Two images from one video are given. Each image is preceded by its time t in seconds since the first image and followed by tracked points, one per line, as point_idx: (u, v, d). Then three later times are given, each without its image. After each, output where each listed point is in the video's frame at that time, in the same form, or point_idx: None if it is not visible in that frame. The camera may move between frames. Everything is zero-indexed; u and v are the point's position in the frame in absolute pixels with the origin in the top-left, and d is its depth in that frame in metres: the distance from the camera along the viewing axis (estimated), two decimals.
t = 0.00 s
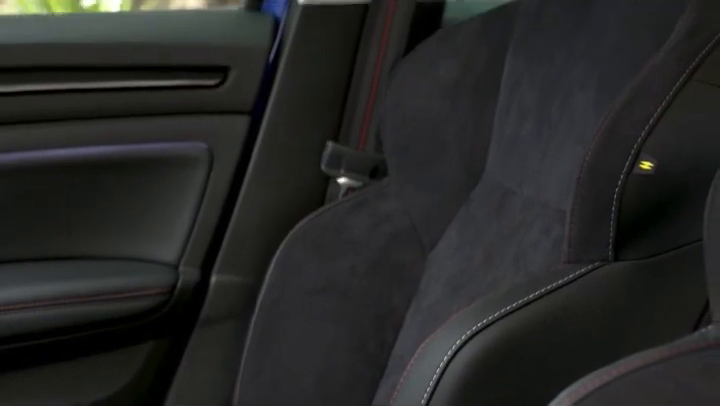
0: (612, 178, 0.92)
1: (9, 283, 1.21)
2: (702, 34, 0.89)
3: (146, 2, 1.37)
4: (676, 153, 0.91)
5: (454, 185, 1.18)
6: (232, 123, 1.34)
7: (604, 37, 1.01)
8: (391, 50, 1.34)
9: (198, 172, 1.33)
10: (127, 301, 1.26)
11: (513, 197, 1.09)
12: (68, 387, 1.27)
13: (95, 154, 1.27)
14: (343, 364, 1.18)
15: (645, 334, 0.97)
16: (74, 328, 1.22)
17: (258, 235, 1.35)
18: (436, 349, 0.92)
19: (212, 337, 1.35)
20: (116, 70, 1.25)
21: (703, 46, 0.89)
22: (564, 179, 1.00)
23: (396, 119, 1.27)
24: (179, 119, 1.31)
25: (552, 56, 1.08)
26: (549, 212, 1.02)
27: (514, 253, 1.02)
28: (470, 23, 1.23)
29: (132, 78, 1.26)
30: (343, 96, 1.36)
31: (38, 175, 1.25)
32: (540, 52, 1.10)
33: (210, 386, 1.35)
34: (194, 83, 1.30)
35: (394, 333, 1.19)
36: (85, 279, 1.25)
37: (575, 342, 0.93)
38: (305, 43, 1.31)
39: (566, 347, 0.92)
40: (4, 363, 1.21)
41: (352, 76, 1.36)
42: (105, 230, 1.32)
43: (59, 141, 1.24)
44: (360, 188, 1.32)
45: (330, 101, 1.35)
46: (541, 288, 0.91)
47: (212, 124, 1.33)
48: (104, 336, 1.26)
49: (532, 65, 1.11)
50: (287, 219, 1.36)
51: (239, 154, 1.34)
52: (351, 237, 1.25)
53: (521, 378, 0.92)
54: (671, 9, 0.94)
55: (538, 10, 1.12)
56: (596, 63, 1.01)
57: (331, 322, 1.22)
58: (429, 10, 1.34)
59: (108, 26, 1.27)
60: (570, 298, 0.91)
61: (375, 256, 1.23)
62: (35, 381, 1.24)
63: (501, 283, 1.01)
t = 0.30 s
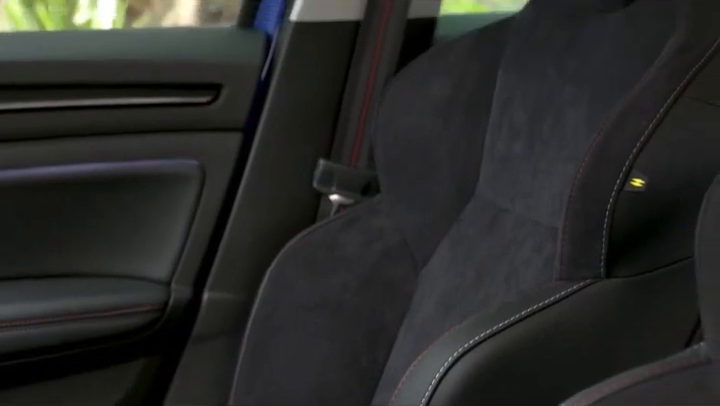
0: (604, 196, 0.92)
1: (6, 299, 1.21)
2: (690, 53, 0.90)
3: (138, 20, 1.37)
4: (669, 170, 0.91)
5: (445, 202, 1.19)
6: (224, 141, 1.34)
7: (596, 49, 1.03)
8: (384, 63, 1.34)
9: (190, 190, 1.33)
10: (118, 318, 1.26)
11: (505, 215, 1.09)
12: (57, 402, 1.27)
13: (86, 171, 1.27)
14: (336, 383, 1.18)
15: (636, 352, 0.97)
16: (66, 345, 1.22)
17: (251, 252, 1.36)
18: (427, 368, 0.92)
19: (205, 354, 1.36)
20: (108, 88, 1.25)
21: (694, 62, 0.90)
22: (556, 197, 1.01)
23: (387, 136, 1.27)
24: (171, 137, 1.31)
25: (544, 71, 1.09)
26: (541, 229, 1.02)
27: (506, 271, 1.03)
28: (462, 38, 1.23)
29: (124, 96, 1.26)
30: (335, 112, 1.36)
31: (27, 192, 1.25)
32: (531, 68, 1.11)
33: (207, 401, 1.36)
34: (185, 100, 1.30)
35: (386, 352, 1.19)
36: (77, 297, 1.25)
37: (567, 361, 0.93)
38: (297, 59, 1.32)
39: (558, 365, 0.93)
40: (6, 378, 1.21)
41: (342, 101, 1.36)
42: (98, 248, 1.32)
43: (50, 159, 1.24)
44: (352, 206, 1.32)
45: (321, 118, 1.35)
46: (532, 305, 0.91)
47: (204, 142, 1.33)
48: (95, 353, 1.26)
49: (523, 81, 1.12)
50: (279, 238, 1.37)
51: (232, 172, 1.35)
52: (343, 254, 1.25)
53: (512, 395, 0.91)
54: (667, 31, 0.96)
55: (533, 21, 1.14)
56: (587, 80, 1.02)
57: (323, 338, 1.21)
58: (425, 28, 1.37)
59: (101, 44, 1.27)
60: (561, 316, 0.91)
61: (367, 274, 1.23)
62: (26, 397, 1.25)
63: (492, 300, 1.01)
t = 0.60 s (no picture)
0: (596, 214, 0.92)
1: None
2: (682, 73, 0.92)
3: (130, 38, 1.38)
4: (659, 188, 0.92)
5: (437, 220, 1.19)
6: (216, 159, 1.34)
7: (587, 66, 1.04)
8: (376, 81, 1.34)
9: (183, 208, 1.33)
10: (111, 337, 1.26)
11: (496, 232, 1.10)
12: None
13: (79, 190, 1.26)
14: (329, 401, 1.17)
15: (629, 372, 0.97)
16: (60, 364, 1.22)
17: (243, 269, 1.36)
18: (418, 388, 0.91)
19: (197, 372, 1.36)
20: (103, 106, 1.25)
21: (683, 82, 0.92)
22: (549, 214, 1.02)
23: (381, 155, 1.26)
24: (164, 156, 1.31)
25: (537, 90, 1.11)
26: (533, 248, 1.03)
27: (498, 289, 1.03)
28: (454, 58, 1.23)
29: (117, 114, 1.26)
30: (327, 130, 1.36)
31: (18, 211, 1.24)
32: (522, 85, 1.13)
33: None
34: (179, 119, 1.30)
35: (379, 368, 1.20)
36: (71, 315, 1.24)
37: (559, 379, 0.93)
38: (290, 78, 1.32)
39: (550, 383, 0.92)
40: None
41: (334, 117, 1.36)
42: (91, 266, 1.31)
43: (43, 177, 1.23)
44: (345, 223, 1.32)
45: (315, 137, 1.36)
46: (524, 324, 0.91)
47: (195, 160, 1.33)
48: (88, 371, 1.26)
49: (513, 97, 1.13)
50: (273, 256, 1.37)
51: (224, 190, 1.35)
52: (335, 272, 1.25)
53: None
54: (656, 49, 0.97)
55: (525, 41, 1.15)
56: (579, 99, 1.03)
57: (315, 356, 1.21)
58: (418, 46, 1.37)
59: (93, 63, 1.27)
60: (553, 334, 0.91)
61: (359, 292, 1.23)
62: None
63: (484, 319, 1.02)
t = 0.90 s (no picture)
0: (590, 229, 0.92)
1: None
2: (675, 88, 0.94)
3: (125, 54, 1.39)
4: (654, 202, 0.92)
5: (431, 234, 1.19)
6: (212, 175, 1.34)
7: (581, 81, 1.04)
8: (370, 96, 1.34)
9: (177, 223, 1.33)
10: (106, 352, 1.26)
11: (491, 248, 1.10)
12: None
13: (73, 205, 1.26)
14: None
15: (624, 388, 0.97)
16: (55, 379, 1.22)
17: (237, 285, 1.36)
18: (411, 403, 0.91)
19: (190, 388, 1.35)
20: (98, 121, 1.25)
21: (675, 97, 0.93)
22: (542, 229, 1.02)
23: (376, 170, 1.26)
24: (160, 171, 1.31)
25: (530, 105, 1.11)
26: (528, 262, 1.03)
27: (493, 303, 1.04)
28: (447, 74, 1.24)
29: (113, 129, 1.26)
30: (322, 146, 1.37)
31: (12, 226, 1.24)
32: (516, 99, 1.13)
33: None
34: (174, 134, 1.30)
35: (374, 382, 1.19)
36: (66, 330, 1.24)
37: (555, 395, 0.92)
38: (284, 92, 1.32)
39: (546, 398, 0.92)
40: None
41: (329, 132, 1.36)
42: (86, 281, 1.31)
43: (38, 192, 1.23)
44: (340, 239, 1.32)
45: (309, 152, 1.36)
46: (519, 339, 0.91)
47: (191, 175, 1.33)
48: (82, 386, 1.26)
49: (507, 112, 1.14)
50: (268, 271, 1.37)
51: (219, 205, 1.34)
52: (331, 287, 1.24)
53: None
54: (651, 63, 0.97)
55: (517, 57, 1.16)
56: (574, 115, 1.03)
57: (309, 370, 1.21)
58: (413, 61, 1.38)
59: (86, 79, 1.27)
60: (547, 349, 0.91)
61: (354, 307, 1.23)
62: None
63: (479, 332, 1.02)
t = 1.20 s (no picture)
0: (583, 244, 0.93)
1: None
2: (668, 103, 0.93)
3: (120, 70, 1.40)
4: (646, 220, 0.93)
5: (425, 251, 1.19)
6: (206, 191, 1.34)
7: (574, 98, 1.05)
8: (363, 114, 1.33)
9: (172, 239, 1.33)
10: (101, 368, 1.26)
11: (486, 264, 1.10)
12: None
13: (69, 221, 1.26)
14: None
15: None
16: (48, 396, 1.21)
17: (231, 301, 1.35)
18: None
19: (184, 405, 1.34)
20: (95, 138, 1.25)
21: (669, 115, 0.93)
22: (536, 245, 1.03)
23: (371, 188, 1.26)
24: (154, 187, 1.31)
25: (523, 122, 1.11)
26: (522, 279, 1.03)
27: (487, 319, 1.04)
28: (441, 90, 1.23)
29: (109, 146, 1.26)
30: (315, 164, 1.37)
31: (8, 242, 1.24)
32: (509, 116, 1.14)
33: None
34: (169, 150, 1.30)
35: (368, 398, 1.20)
36: (60, 347, 1.24)
37: None
38: (278, 108, 1.32)
39: None
40: None
41: (323, 150, 1.36)
42: (81, 298, 1.31)
43: (34, 208, 1.23)
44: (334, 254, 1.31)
45: (302, 168, 1.36)
46: (512, 355, 0.91)
47: (186, 191, 1.33)
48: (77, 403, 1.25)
49: (501, 129, 1.14)
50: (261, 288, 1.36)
51: (212, 222, 1.34)
52: (326, 303, 1.24)
53: None
54: (643, 80, 0.97)
55: (511, 74, 1.16)
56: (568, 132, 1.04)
57: (303, 387, 1.22)
58: (407, 77, 1.38)
59: (82, 94, 1.27)
60: (542, 364, 0.91)
61: (348, 323, 1.23)
62: None
63: (474, 348, 1.02)
